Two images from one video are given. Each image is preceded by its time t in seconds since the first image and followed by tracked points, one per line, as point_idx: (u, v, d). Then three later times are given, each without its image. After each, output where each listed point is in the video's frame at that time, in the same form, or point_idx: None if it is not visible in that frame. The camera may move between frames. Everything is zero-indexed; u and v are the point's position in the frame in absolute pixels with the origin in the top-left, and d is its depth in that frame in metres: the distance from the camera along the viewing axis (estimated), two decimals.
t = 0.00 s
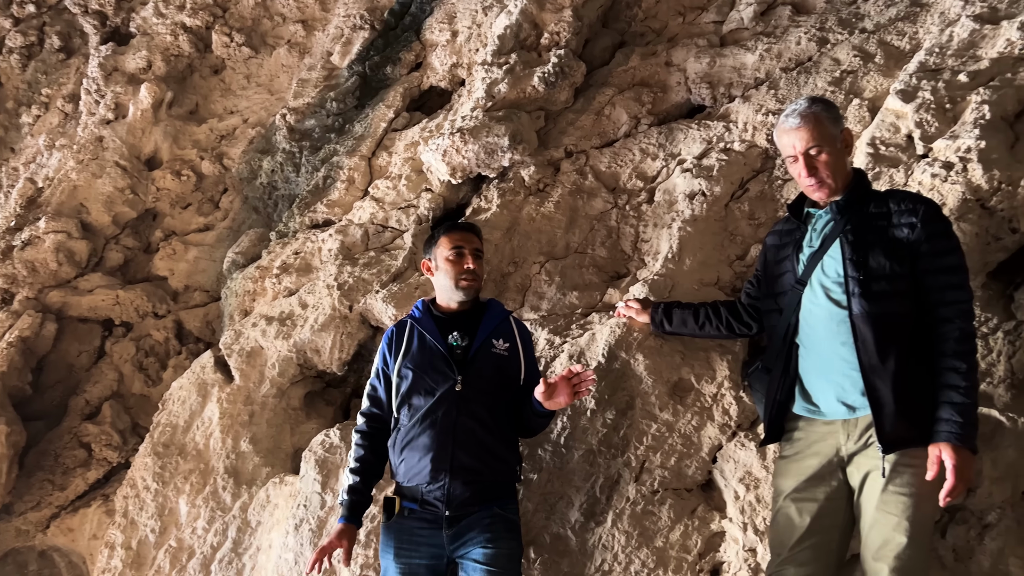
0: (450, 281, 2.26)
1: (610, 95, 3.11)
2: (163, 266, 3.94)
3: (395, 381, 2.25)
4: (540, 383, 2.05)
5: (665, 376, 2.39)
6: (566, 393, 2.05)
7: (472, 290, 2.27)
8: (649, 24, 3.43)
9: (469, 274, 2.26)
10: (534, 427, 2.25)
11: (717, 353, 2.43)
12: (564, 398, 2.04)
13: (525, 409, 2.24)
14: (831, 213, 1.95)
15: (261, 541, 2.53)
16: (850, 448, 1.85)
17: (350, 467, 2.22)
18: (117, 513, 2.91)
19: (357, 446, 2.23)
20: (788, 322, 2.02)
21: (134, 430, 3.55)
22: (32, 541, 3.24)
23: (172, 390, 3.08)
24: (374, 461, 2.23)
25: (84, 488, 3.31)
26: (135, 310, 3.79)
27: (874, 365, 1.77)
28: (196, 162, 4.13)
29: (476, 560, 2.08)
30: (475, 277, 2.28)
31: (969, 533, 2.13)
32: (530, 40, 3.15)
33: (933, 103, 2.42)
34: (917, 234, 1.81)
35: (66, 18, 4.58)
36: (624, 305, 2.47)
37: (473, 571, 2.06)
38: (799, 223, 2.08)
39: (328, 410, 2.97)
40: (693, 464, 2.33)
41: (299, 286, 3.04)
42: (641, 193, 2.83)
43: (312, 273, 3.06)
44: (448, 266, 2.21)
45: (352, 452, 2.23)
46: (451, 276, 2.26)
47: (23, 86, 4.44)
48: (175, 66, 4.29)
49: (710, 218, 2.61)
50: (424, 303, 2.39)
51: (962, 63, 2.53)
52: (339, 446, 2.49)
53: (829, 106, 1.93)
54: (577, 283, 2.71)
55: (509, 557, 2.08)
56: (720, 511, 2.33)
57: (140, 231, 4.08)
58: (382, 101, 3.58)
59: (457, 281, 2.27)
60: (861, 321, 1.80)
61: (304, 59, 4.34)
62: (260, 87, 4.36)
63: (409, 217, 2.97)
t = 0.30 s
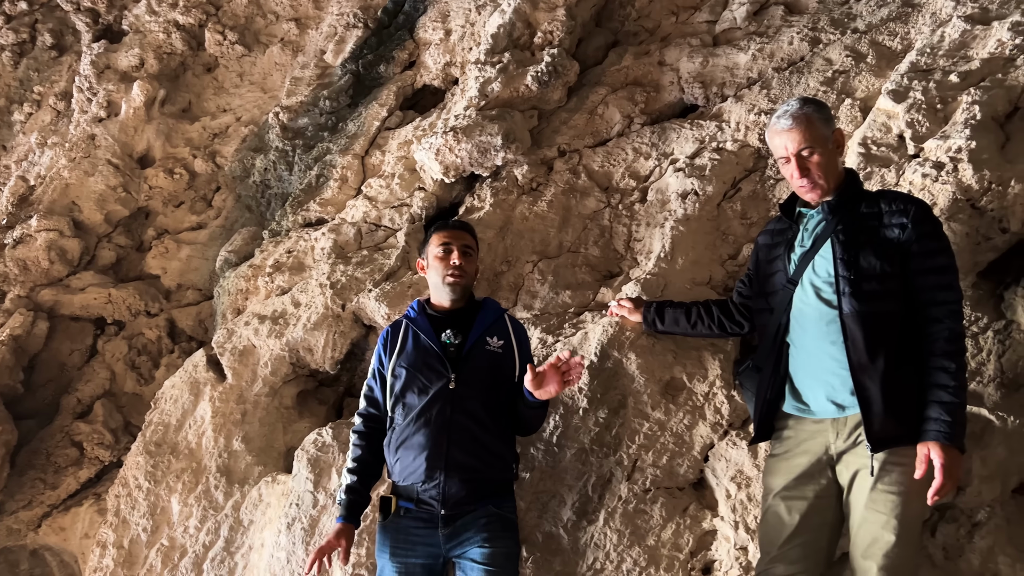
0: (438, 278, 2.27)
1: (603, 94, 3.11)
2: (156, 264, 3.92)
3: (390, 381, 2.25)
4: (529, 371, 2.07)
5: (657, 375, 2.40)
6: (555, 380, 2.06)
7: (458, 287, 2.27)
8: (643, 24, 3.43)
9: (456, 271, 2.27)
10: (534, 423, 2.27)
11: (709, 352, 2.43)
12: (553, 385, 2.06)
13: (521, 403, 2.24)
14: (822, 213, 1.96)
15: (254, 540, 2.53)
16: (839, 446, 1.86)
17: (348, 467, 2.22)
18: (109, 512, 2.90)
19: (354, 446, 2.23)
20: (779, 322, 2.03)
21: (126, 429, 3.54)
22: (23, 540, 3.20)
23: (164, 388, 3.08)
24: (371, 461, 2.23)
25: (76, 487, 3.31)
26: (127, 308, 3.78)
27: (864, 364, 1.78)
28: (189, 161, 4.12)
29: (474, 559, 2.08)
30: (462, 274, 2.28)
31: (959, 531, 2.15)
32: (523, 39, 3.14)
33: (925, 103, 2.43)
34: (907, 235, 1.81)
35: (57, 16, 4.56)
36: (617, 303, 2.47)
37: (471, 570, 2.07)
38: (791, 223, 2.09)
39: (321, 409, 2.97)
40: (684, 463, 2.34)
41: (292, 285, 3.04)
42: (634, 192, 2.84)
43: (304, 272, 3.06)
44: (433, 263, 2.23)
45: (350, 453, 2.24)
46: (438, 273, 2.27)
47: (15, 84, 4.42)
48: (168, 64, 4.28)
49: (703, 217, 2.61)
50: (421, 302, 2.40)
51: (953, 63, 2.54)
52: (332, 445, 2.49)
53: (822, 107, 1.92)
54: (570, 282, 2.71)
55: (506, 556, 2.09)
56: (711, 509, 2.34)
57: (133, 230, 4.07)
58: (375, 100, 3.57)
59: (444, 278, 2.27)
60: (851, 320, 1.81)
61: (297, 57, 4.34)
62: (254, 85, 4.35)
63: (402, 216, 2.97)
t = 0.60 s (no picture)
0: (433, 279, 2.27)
1: (598, 92, 3.11)
2: (150, 263, 3.93)
3: (386, 379, 2.25)
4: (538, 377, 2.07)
5: (652, 372, 2.40)
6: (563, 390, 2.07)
7: (454, 288, 2.26)
8: (638, 22, 3.43)
9: (451, 272, 2.26)
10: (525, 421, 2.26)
11: (703, 350, 2.44)
12: (560, 394, 2.07)
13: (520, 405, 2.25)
14: (815, 211, 1.96)
15: (249, 538, 2.53)
16: (831, 443, 1.86)
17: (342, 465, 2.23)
18: (103, 511, 2.89)
19: (348, 443, 2.23)
20: (771, 320, 2.03)
21: (120, 427, 3.53)
22: (17, 539, 3.20)
23: (158, 386, 3.07)
24: (366, 458, 2.23)
25: (69, 486, 3.29)
26: (121, 307, 3.77)
27: (856, 361, 1.78)
28: (183, 158, 4.11)
29: (466, 555, 2.08)
30: (457, 275, 2.27)
31: (952, 528, 2.15)
32: (518, 37, 3.13)
33: (919, 102, 2.44)
34: (900, 232, 1.82)
35: (51, 13, 4.54)
36: (612, 302, 2.48)
37: (462, 566, 2.06)
38: (784, 221, 2.08)
39: (316, 407, 2.97)
40: (679, 460, 2.34)
41: (286, 283, 3.03)
42: (629, 190, 2.84)
43: (299, 270, 3.05)
44: (430, 264, 2.22)
45: (344, 450, 2.24)
46: (434, 274, 2.27)
47: (8, 80, 4.40)
48: (162, 61, 4.26)
49: (697, 215, 2.61)
50: (415, 298, 2.39)
51: (948, 62, 2.54)
52: (327, 443, 2.48)
53: (816, 103, 1.93)
54: (565, 280, 2.71)
55: (498, 553, 2.08)
56: (706, 507, 2.34)
57: (127, 228, 4.05)
58: (370, 98, 3.57)
59: (440, 279, 2.27)
60: (844, 318, 1.81)
61: (292, 55, 4.33)
62: (248, 83, 4.34)
63: (397, 214, 2.96)
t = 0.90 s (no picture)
0: (444, 276, 2.25)
1: (594, 90, 3.11)
2: (145, 261, 3.90)
3: (381, 373, 2.23)
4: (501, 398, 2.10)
5: (648, 370, 2.40)
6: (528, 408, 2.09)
7: (464, 287, 2.26)
8: (633, 19, 3.43)
9: (464, 271, 2.25)
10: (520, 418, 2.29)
11: (699, 348, 2.44)
12: (525, 412, 2.08)
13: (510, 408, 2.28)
14: (808, 208, 1.96)
15: (244, 537, 2.53)
16: (825, 440, 1.87)
17: (331, 457, 2.20)
18: (98, 510, 2.88)
19: (338, 435, 2.20)
20: (765, 317, 2.03)
21: (115, 426, 3.53)
22: (11, 537, 3.18)
23: (153, 385, 3.06)
24: (356, 450, 2.21)
25: (64, 485, 3.28)
26: (116, 305, 3.75)
27: (849, 358, 1.79)
28: (178, 156, 4.10)
29: (461, 551, 2.10)
30: (469, 275, 2.27)
31: (947, 525, 2.16)
32: (514, 35, 3.13)
33: (914, 99, 2.44)
34: (892, 229, 1.82)
35: (45, 10, 4.53)
36: (608, 299, 2.47)
37: (457, 563, 2.09)
38: (777, 219, 2.09)
39: (312, 405, 2.96)
40: (675, 458, 2.35)
41: (282, 281, 3.02)
42: (624, 188, 2.84)
43: (294, 268, 3.05)
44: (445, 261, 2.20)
45: (333, 441, 2.21)
46: (445, 271, 2.24)
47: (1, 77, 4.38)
48: (157, 58, 4.25)
49: (693, 213, 2.61)
50: (413, 293, 2.38)
51: (942, 60, 2.55)
52: (323, 441, 2.48)
53: (806, 101, 1.93)
54: (561, 278, 2.71)
55: (493, 549, 2.11)
56: (702, 504, 2.35)
57: (121, 226, 4.04)
58: (366, 95, 3.56)
59: (451, 277, 2.25)
60: (837, 316, 1.81)
61: (287, 52, 4.32)
62: (243, 80, 4.33)
63: (393, 212, 2.95)
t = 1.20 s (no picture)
0: (436, 273, 2.24)
1: (590, 87, 3.10)
2: (140, 259, 3.89)
3: (376, 368, 2.22)
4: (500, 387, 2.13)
5: (644, 367, 2.41)
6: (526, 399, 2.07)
7: (456, 284, 2.26)
8: (629, 16, 3.42)
9: (456, 268, 2.25)
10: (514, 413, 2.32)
11: (695, 345, 2.45)
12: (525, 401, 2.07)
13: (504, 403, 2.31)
14: (803, 205, 1.96)
15: (240, 535, 2.53)
16: (821, 437, 1.87)
17: (328, 450, 2.19)
18: (93, 508, 2.87)
19: (335, 428, 2.19)
20: (761, 313, 2.03)
21: (110, 425, 3.52)
22: (5, 537, 3.13)
23: (149, 383, 3.05)
24: (353, 443, 2.20)
25: (60, 484, 3.27)
26: (111, 303, 3.75)
27: (845, 355, 1.79)
28: (173, 154, 4.09)
29: (456, 548, 2.11)
30: (461, 271, 2.27)
31: (943, 521, 2.16)
32: (509, 32, 3.13)
33: (909, 96, 2.44)
34: (887, 226, 1.82)
35: (38, 7, 4.50)
36: (604, 296, 2.48)
37: (452, 560, 2.09)
38: (773, 215, 2.08)
39: (308, 404, 2.96)
40: (671, 455, 2.35)
41: (277, 279, 3.02)
42: (620, 185, 2.84)
43: (290, 266, 3.04)
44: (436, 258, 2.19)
45: (329, 435, 2.20)
46: (437, 268, 2.24)
47: None
48: (151, 56, 4.24)
49: (689, 210, 2.61)
50: (407, 290, 2.38)
51: (937, 57, 2.55)
52: (318, 439, 2.49)
53: (802, 98, 1.93)
54: (557, 275, 2.71)
55: (488, 546, 2.12)
56: (698, 500, 2.35)
57: (116, 224, 4.03)
58: (361, 93, 3.55)
59: (443, 274, 2.25)
60: (832, 312, 1.82)
61: (282, 50, 4.31)
62: (238, 78, 4.32)
63: (389, 210, 2.95)
